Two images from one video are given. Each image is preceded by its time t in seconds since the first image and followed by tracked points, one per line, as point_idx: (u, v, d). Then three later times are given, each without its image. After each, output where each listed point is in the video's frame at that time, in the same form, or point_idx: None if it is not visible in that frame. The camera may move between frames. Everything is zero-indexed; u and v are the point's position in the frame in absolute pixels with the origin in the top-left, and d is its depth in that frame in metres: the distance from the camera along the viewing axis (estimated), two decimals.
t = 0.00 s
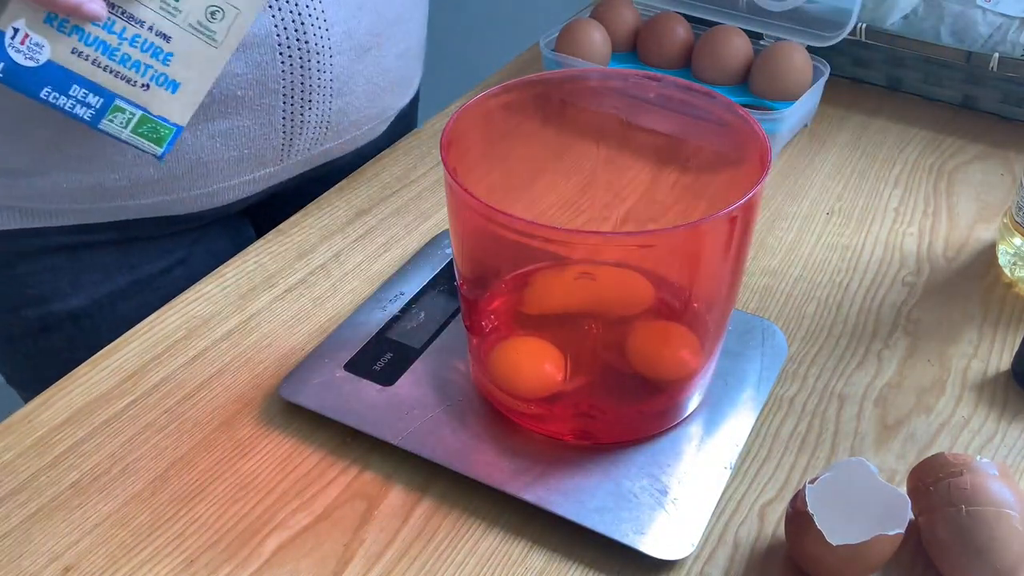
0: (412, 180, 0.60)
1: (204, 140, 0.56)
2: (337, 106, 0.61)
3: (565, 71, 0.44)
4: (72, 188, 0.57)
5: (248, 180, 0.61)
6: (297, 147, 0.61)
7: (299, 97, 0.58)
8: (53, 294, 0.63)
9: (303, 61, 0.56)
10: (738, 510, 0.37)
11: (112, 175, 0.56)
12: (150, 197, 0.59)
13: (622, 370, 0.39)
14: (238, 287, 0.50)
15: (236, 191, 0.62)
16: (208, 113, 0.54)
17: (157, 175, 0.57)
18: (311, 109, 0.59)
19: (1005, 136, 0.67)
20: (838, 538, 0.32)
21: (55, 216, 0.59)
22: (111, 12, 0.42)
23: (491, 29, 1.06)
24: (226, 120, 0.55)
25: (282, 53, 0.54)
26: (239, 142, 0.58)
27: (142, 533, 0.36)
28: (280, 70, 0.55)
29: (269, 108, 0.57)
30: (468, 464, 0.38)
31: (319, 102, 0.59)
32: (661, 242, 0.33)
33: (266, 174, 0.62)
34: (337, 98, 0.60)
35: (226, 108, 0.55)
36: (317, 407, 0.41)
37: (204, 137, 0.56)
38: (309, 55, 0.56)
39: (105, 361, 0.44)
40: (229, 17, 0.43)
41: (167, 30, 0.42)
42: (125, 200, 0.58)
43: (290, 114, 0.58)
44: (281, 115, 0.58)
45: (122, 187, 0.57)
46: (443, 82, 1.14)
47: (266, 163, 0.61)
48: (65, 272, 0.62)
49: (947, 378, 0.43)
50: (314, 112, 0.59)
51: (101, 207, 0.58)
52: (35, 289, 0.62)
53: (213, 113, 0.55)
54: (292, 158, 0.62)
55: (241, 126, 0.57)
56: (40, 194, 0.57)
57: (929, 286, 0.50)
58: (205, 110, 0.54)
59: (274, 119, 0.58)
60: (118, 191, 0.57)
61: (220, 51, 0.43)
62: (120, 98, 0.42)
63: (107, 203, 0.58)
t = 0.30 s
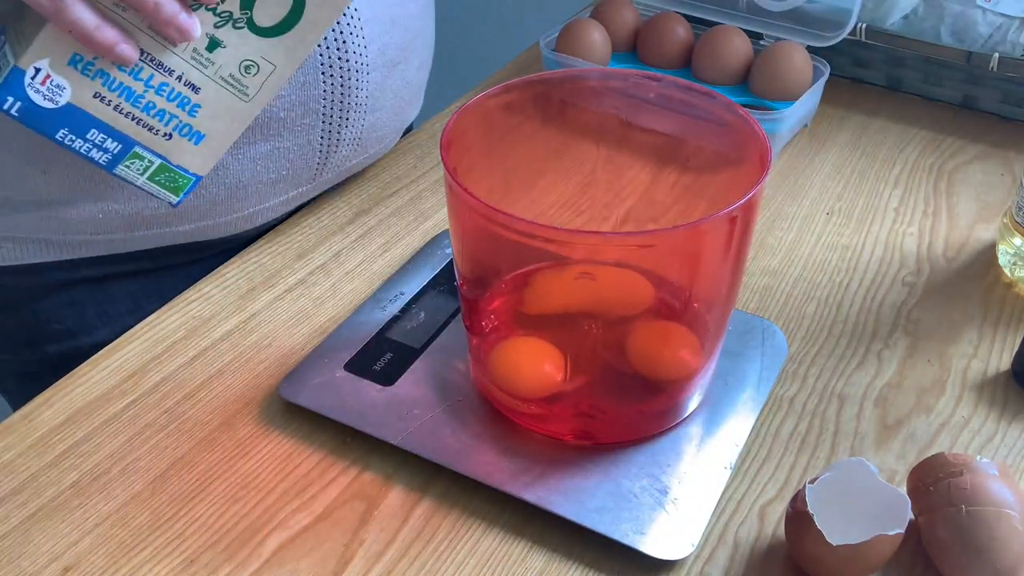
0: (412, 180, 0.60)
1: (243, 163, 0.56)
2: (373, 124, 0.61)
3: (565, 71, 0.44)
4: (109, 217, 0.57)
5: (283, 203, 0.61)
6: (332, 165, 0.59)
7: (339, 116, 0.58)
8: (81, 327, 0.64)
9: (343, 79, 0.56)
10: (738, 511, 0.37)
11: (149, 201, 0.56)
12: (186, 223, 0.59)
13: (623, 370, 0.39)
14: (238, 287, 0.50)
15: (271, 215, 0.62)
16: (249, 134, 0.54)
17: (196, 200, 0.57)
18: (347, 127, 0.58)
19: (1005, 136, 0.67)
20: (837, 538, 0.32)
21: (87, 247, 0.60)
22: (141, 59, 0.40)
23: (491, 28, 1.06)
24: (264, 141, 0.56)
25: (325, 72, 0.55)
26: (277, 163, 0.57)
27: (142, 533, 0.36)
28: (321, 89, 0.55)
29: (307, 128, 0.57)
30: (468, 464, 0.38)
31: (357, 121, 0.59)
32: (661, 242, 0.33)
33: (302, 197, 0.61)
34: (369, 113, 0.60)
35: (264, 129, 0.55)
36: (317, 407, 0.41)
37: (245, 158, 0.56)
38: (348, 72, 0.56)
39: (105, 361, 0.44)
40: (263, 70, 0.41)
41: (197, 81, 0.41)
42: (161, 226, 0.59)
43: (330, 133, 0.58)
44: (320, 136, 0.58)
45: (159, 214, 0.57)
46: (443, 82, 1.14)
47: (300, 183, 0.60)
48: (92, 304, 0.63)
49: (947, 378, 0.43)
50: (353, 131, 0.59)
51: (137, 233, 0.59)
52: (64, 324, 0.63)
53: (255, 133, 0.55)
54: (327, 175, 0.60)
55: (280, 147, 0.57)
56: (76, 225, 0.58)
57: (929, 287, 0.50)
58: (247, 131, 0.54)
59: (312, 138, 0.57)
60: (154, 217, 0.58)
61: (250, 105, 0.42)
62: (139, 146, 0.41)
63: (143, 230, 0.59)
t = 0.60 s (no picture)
0: (412, 179, 0.60)
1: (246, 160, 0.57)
2: (372, 119, 0.61)
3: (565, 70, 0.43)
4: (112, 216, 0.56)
5: (282, 199, 0.62)
6: (332, 163, 0.60)
7: (338, 111, 0.58)
8: (82, 332, 0.64)
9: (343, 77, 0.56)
10: (738, 511, 0.37)
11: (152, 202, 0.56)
12: (189, 220, 0.59)
13: (623, 370, 0.39)
14: (239, 287, 0.50)
15: (271, 211, 0.63)
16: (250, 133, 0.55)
17: (199, 198, 0.57)
18: (348, 124, 0.59)
19: (1005, 135, 0.67)
20: (838, 537, 0.32)
21: (90, 248, 0.59)
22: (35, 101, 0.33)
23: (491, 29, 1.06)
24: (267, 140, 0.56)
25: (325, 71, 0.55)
26: (277, 161, 0.58)
27: (142, 533, 0.36)
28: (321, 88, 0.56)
29: (309, 126, 0.57)
30: (468, 464, 0.38)
31: (356, 116, 0.59)
32: (662, 242, 0.33)
33: (300, 192, 0.62)
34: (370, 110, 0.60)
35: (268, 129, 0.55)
36: (317, 407, 0.41)
37: (246, 157, 0.56)
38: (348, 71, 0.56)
39: (106, 360, 0.44)
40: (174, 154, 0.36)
41: (91, 141, 0.35)
42: (165, 225, 0.59)
43: (329, 129, 0.58)
44: (320, 132, 0.58)
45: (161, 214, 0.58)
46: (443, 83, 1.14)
47: (300, 180, 0.61)
48: (93, 311, 0.63)
49: (947, 378, 0.43)
50: (353, 126, 0.59)
51: (140, 232, 0.59)
52: (63, 328, 0.63)
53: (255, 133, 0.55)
54: (327, 172, 0.60)
55: (280, 145, 0.57)
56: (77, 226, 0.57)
57: (929, 287, 0.50)
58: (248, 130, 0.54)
59: (313, 136, 0.58)
60: (158, 216, 0.58)
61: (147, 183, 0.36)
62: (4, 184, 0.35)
63: (147, 228, 0.59)
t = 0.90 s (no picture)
0: (412, 179, 0.60)
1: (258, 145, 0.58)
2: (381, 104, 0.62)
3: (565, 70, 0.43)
4: (130, 207, 0.57)
5: (297, 189, 0.62)
6: (343, 149, 0.61)
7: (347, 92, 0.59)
8: (94, 331, 0.65)
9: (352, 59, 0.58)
10: (738, 511, 0.37)
11: (169, 190, 0.57)
12: (205, 212, 0.60)
13: (623, 369, 0.39)
14: (239, 286, 0.50)
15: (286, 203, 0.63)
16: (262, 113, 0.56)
17: (215, 186, 0.58)
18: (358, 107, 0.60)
19: (1005, 135, 0.67)
20: (838, 537, 0.32)
21: (107, 243, 0.59)
22: (20, 37, 0.32)
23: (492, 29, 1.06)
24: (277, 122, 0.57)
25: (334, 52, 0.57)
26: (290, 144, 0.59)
27: (142, 533, 0.36)
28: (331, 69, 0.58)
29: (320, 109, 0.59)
30: (468, 464, 0.38)
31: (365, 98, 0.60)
32: (662, 242, 0.33)
33: (314, 181, 0.62)
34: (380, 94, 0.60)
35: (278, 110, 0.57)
36: (317, 407, 0.41)
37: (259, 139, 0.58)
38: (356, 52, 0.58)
39: (105, 360, 0.44)
40: (155, 135, 0.35)
41: (71, 100, 0.34)
42: (182, 216, 0.59)
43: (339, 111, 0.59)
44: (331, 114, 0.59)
45: (178, 203, 0.58)
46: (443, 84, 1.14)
47: (313, 168, 0.61)
48: (104, 308, 0.64)
49: (947, 378, 0.43)
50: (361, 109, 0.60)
51: (157, 225, 0.59)
52: (76, 328, 0.64)
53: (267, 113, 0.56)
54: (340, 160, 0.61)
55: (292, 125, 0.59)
56: (94, 221, 0.57)
57: (929, 287, 0.50)
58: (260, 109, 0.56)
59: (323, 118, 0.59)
60: (174, 206, 0.58)
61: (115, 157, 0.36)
62: None
63: (164, 220, 0.59)
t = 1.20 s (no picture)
0: (413, 179, 0.60)
1: (252, 146, 0.58)
2: (376, 106, 0.62)
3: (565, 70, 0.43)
4: (120, 205, 0.57)
5: (290, 189, 0.62)
6: (337, 149, 0.62)
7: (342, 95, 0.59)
8: (88, 330, 0.65)
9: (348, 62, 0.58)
10: (738, 511, 0.37)
11: (160, 188, 0.57)
12: (198, 211, 0.60)
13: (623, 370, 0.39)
14: (239, 286, 0.50)
15: (280, 202, 0.63)
16: (256, 115, 0.56)
17: (207, 185, 0.58)
18: (353, 109, 0.60)
19: (1005, 135, 0.67)
20: (838, 538, 0.32)
21: (100, 241, 0.59)
22: None
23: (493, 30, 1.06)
24: (271, 123, 0.58)
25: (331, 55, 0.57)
26: (285, 146, 0.59)
27: (142, 533, 0.36)
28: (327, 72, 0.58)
29: (314, 109, 0.59)
30: (468, 464, 0.38)
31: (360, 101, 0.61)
32: (662, 242, 0.33)
33: (307, 180, 0.63)
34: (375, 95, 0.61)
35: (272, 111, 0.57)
36: (317, 408, 0.41)
37: (253, 141, 0.58)
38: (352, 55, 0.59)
39: (105, 360, 0.44)
40: (86, 97, 0.33)
41: None
42: (174, 215, 0.59)
43: (333, 114, 0.60)
44: (326, 115, 0.60)
45: (169, 201, 0.58)
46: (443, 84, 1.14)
47: (307, 168, 0.62)
48: (98, 307, 0.64)
49: (947, 378, 0.43)
50: (356, 111, 0.61)
51: (149, 224, 0.59)
52: (68, 326, 0.64)
53: (262, 114, 0.57)
54: (332, 160, 0.62)
55: (287, 128, 0.59)
56: (85, 217, 0.57)
57: (929, 287, 0.50)
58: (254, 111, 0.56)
59: (318, 120, 0.59)
60: (167, 205, 0.58)
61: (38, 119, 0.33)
62: None
63: (156, 219, 0.59)
